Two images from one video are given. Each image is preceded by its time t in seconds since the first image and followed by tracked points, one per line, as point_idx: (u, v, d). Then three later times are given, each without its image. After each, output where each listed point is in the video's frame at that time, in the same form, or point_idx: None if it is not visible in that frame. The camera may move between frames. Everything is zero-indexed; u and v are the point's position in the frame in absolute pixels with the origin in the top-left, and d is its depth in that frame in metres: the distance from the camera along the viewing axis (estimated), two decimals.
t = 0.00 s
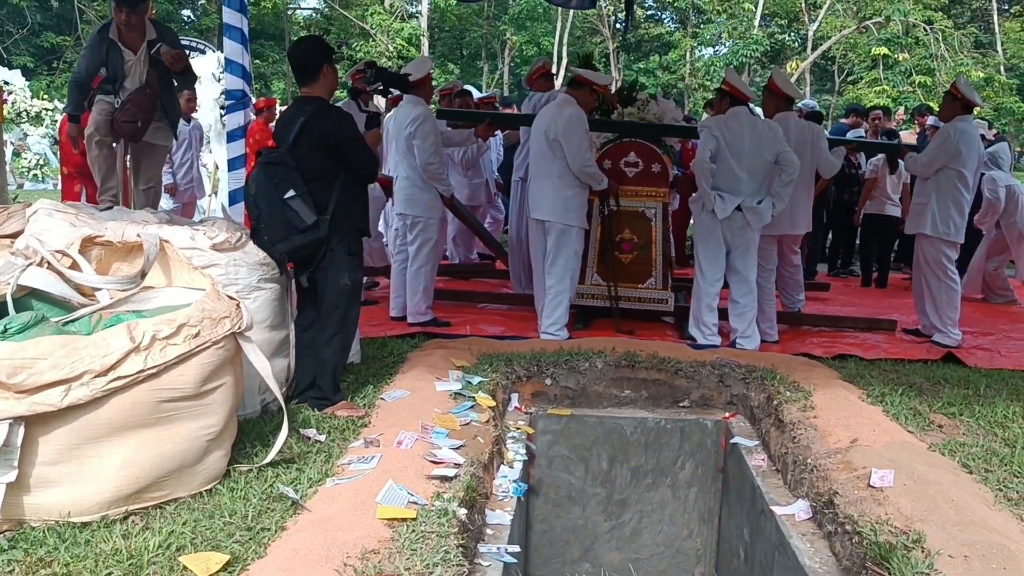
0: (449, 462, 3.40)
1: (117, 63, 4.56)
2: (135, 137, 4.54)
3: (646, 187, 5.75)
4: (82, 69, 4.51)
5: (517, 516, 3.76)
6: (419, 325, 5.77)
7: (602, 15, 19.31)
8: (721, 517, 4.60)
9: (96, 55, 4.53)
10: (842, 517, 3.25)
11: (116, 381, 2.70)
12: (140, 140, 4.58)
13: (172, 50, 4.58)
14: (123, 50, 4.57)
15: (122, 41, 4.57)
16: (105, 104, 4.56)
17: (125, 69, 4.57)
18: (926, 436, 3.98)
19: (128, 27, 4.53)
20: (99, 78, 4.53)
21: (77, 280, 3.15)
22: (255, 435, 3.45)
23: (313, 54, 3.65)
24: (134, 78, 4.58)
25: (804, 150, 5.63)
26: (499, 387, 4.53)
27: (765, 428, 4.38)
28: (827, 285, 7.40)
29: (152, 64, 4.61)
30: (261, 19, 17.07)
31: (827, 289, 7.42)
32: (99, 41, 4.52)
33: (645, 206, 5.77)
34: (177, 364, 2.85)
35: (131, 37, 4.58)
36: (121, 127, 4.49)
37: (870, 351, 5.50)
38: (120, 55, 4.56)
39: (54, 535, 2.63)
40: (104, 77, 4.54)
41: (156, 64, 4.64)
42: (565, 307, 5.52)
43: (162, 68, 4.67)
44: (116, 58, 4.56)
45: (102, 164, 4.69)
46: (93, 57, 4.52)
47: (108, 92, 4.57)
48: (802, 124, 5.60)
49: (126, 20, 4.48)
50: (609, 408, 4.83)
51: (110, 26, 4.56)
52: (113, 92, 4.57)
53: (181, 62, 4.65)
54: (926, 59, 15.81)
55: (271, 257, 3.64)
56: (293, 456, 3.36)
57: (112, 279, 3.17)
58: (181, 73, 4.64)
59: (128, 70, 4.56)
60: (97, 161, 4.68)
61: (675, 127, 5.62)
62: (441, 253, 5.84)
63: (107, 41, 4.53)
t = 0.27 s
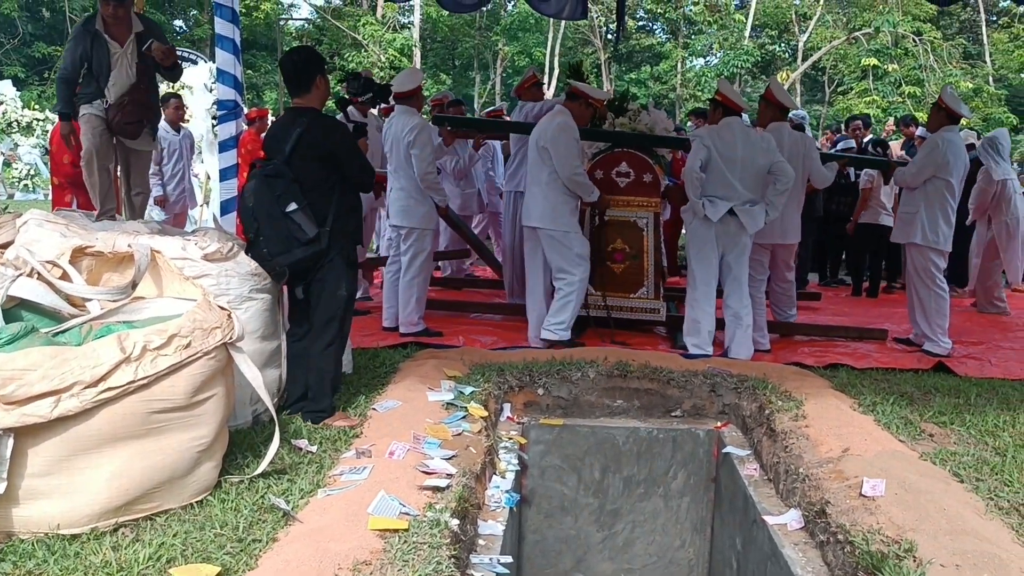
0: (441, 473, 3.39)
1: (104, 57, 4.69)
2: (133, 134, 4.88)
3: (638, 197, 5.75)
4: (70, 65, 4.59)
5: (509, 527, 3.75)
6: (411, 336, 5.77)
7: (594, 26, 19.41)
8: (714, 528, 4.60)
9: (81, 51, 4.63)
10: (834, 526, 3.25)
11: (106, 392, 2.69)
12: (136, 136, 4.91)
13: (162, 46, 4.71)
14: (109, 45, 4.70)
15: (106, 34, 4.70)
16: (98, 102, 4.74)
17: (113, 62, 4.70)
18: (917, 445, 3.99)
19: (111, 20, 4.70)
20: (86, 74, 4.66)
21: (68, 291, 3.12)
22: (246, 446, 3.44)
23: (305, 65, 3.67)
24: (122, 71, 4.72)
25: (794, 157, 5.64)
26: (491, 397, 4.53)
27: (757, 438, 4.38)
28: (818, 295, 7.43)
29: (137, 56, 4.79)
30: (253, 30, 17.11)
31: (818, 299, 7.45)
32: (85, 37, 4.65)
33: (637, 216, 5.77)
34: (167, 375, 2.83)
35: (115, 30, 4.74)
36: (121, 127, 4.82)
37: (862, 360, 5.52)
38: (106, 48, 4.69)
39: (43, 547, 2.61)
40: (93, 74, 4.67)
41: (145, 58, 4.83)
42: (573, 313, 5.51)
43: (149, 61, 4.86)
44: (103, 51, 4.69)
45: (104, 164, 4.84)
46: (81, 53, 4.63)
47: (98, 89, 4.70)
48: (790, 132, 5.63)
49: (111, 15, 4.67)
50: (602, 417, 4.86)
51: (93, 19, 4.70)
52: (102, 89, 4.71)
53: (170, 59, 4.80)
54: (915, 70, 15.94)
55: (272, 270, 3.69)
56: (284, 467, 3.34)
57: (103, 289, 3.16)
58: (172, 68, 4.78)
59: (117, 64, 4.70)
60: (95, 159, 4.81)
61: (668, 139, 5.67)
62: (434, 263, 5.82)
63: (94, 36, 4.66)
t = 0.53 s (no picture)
0: (434, 482, 3.39)
1: (90, 45, 4.52)
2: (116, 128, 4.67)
3: (630, 205, 5.77)
4: (53, 55, 4.42)
5: (504, 536, 3.74)
6: (405, 344, 5.76)
7: (585, 34, 19.49)
8: (708, 535, 4.62)
9: (65, 42, 4.43)
10: (828, 533, 3.24)
11: (98, 403, 2.67)
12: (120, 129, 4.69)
13: (160, 38, 4.72)
14: (97, 33, 4.53)
15: (93, 21, 4.53)
16: (79, 93, 4.53)
17: (99, 50, 4.55)
18: (910, 451, 4.00)
19: (99, 8, 4.54)
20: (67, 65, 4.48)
21: (59, 301, 3.11)
22: (239, 457, 3.42)
23: (302, 75, 3.67)
24: (108, 61, 4.57)
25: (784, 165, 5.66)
26: (484, 406, 4.52)
27: (750, 445, 4.39)
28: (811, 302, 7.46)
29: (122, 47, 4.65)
30: (245, 38, 17.11)
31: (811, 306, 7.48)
32: (71, 25, 4.45)
33: (629, 223, 5.78)
34: (160, 386, 2.82)
35: (101, 18, 4.57)
36: (102, 118, 4.57)
37: (855, 367, 5.53)
38: (93, 36, 4.52)
39: (34, 559, 2.59)
40: (75, 66, 4.51)
41: (131, 48, 4.71)
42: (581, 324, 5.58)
43: (136, 50, 4.74)
44: (89, 40, 4.51)
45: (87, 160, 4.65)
46: (65, 41, 4.43)
47: (80, 83, 4.53)
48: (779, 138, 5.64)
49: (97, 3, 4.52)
50: (596, 426, 4.84)
51: (81, 6, 4.52)
52: (83, 79, 4.53)
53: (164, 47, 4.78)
54: (905, 77, 16.06)
55: (276, 281, 3.62)
56: (277, 477, 3.33)
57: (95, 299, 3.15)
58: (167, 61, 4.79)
59: (103, 53, 4.55)
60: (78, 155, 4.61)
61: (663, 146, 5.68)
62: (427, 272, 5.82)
63: (81, 24, 4.48)
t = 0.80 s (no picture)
0: (428, 489, 3.38)
1: (87, 43, 4.51)
2: (107, 125, 4.60)
3: (623, 210, 5.77)
4: (51, 56, 4.38)
5: (498, 542, 3.73)
6: (399, 350, 5.77)
7: (577, 39, 19.54)
8: (702, 540, 4.62)
9: (62, 41, 4.41)
10: (822, 537, 3.25)
11: (90, 412, 2.66)
12: (111, 125, 4.63)
13: (154, 40, 4.89)
14: (93, 31, 4.53)
15: (90, 19, 4.53)
16: (71, 90, 4.49)
17: (96, 48, 4.55)
18: (903, 455, 4.02)
19: (97, 6, 4.54)
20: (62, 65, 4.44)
21: (51, 309, 3.10)
22: (232, 464, 3.41)
23: (295, 82, 3.67)
24: (105, 59, 4.57)
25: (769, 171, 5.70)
26: (478, 411, 4.52)
27: (744, 449, 4.39)
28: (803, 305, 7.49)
29: (118, 45, 4.66)
30: (236, 44, 17.10)
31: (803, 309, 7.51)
32: (68, 23, 4.43)
33: (622, 228, 5.79)
34: (152, 394, 2.81)
35: (98, 16, 4.58)
36: (91, 112, 4.51)
37: (847, 371, 5.56)
38: (90, 34, 4.52)
39: (26, 568, 2.58)
40: (69, 66, 4.48)
41: (128, 47, 4.73)
42: (580, 331, 5.60)
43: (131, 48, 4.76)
44: (86, 37, 4.51)
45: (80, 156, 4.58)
46: (61, 40, 4.40)
47: (73, 82, 4.50)
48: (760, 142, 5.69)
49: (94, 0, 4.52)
50: (589, 431, 4.88)
51: (76, 5, 4.50)
52: (76, 77, 4.50)
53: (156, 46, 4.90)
54: (896, 81, 16.15)
55: (277, 292, 3.61)
56: (271, 484, 3.32)
57: (87, 307, 3.14)
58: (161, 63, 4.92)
59: (100, 50, 4.55)
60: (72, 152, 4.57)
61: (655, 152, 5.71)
62: (421, 278, 5.82)
63: (77, 22, 4.46)
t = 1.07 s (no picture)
0: (424, 493, 3.37)
1: (94, 48, 4.50)
2: (115, 132, 4.60)
3: (617, 213, 5.79)
4: (60, 63, 4.37)
5: (494, 546, 3.72)
6: (394, 354, 5.76)
7: (572, 43, 19.57)
8: (698, 544, 4.61)
9: (70, 47, 4.40)
10: (818, 540, 3.25)
11: (84, 417, 2.65)
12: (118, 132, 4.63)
13: (154, 49, 4.95)
14: (101, 36, 4.53)
15: (97, 24, 4.53)
16: (79, 96, 4.47)
17: (103, 53, 4.54)
18: (899, 457, 4.02)
19: (103, 11, 4.53)
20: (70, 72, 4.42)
21: (44, 314, 3.05)
22: (227, 469, 3.40)
23: (290, 87, 3.67)
24: (112, 64, 4.59)
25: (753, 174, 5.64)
26: (474, 415, 4.52)
27: (740, 452, 4.40)
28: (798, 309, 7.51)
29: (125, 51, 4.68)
30: (231, 49, 17.10)
31: (798, 313, 7.53)
32: (75, 28, 4.42)
33: (618, 231, 5.80)
34: (147, 399, 2.80)
35: (104, 22, 4.57)
36: (101, 120, 4.50)
37: (843, 373, 5.56)
38: (98, 39, 4.52)
39: None
40: (76, 72, 4.46)
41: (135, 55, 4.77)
42: (578, 335, 5.61)
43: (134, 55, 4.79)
44: (94, 42, 4.50)
45: (86, 162, 4.56)
46: (71, 46, 4.39)
47: (79, 88, 4.48)
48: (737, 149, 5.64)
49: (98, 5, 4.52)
50: (585, 434, 4.88)
51: (81, 11, 4.50)
52: (83, 83, 4.49)
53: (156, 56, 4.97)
54: (890, 84, 16.21)
55: (272, 298, 3.60)
56: (266, 489, 3.31)
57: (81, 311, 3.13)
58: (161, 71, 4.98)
59: (107, 56, 4.55)
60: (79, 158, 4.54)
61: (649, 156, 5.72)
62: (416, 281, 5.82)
63: (85, 27, 4.46)
